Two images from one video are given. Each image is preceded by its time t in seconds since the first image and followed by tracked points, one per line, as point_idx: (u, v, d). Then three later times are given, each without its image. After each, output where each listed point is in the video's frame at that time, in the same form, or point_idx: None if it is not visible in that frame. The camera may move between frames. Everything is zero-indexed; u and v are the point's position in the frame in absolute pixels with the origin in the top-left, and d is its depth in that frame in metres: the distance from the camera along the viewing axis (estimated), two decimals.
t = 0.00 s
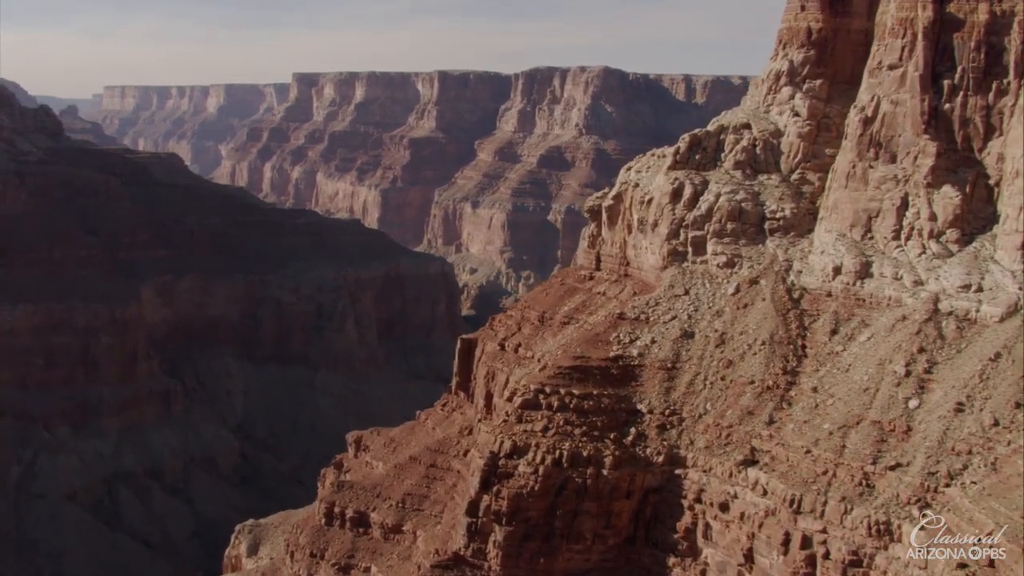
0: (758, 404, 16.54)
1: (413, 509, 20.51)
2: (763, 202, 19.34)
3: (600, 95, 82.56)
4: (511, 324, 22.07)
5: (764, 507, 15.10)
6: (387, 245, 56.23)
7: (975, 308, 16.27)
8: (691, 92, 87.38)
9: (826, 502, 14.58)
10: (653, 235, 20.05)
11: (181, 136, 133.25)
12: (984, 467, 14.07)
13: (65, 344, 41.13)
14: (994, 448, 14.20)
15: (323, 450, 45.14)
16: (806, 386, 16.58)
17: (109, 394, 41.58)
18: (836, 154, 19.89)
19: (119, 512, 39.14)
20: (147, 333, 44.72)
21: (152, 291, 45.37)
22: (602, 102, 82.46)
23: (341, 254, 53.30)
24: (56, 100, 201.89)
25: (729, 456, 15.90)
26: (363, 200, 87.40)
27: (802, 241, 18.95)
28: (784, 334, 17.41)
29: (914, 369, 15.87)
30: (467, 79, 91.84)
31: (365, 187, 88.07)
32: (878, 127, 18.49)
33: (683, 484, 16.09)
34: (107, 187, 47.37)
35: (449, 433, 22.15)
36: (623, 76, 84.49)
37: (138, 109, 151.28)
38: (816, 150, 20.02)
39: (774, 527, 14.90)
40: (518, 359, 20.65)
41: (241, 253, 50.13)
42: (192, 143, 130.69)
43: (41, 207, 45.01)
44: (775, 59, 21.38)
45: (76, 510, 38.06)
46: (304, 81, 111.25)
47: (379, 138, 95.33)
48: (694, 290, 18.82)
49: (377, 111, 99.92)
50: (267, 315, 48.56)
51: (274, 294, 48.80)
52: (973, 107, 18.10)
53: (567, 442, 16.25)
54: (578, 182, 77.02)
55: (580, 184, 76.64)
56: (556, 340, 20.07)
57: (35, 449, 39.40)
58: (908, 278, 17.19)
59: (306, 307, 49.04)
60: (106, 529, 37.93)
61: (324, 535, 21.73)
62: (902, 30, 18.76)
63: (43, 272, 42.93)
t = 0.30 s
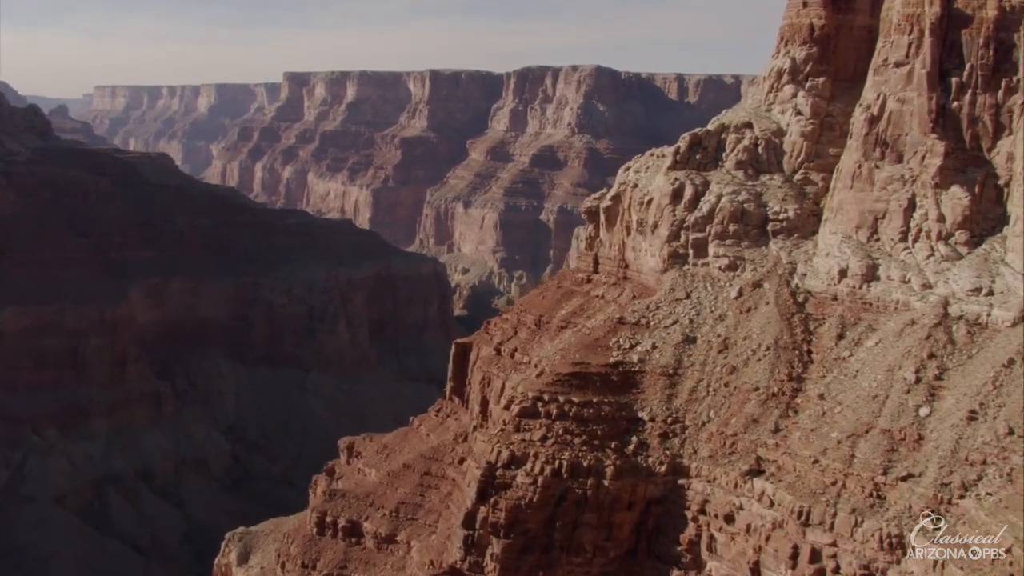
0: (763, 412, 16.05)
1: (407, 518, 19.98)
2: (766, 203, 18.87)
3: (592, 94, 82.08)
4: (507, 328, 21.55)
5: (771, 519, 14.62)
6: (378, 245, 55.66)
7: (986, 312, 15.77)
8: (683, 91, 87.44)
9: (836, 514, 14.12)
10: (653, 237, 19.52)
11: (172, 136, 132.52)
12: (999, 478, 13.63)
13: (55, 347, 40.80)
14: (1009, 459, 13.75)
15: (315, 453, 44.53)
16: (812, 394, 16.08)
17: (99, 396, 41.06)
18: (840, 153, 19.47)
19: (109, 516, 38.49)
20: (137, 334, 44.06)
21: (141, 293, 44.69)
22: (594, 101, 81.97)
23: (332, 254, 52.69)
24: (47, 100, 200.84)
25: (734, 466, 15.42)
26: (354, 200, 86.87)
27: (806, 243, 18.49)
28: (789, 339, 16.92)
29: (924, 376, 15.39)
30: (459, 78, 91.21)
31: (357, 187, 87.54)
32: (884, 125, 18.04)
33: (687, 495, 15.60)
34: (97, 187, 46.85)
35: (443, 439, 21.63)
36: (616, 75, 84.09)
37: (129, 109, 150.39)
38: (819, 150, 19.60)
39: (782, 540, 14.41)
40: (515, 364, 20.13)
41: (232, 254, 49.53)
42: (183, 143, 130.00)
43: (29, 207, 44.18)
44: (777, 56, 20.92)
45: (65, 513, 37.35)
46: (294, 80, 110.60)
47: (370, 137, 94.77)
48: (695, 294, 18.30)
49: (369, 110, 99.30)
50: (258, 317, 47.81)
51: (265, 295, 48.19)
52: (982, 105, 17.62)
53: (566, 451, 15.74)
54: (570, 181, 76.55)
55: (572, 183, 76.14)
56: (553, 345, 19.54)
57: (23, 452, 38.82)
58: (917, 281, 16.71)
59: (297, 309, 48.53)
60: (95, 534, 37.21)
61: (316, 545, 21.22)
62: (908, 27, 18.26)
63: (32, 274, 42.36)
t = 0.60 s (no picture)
0: (768, 419, 15.56)
1: (400, 528, 19.46)
2: (768, 203, 18.41)
3: (583, 93, 81.58)
4: (502, 332, 21.03)
5: (779, 532, 14.10)
6: (369, 245, 55.04)
7: (997, 317, 15.28)
8: (675, 90, 86.89)
9: (846, 527, 13.63)
10: (652, 239, 19.02)
11: (161, 136, 131.69)
12: (1015, 489, 13.15)
13: (42, 351, 40.09)
14: None
15: (306, 456, 43.88)
16: (818, 401, 15.60)
17: (88, 399, 40.44)
18: (843, 153, 18.99)
19: (98, 522, 37.88)
20: (125, 336, 43.18)
21: (130, 294, 43.95)
22: (585, 100, 81.46)
23: (323, 255, 52.04)
24: (36, 100, 199.76)
25: (739, 476, 14.94)
26: (345, 200, 86.31)
27: (809, 245, 18.04)
28: (794, 345, 16.44)
29: (934, 383, 14.90)
30: (450, 78, 90.58)
31: (347, 187, 86.96)
32: (891, 124, 17.54)
33: (690, 506, 15.10)
34: (83, 188, 45.92)
35: (437, 446, 21.12)
36: (607, 74, 83.58)
37: (118, 109, 149.36)
38: (822, 149, 19.12)
39: (790, 554, 13.91)
40: (510, 370, 19.62)
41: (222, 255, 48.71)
42: (172, 143, 129.18)
43: (16, 207, 43.55)
44: (779, 54, 20.43)
45: (54, 519, 36.69)
46: (284, 79, 109.91)
47: (360, 137, 94.11)
48: (697, 297, 17.79)
49: (359, 110, 98.62)
50: (248, 318, 46.99)
51: (255, 296, 47.41)
52: (990, 103, 17.15)
53: (566, 462, 15.21)
54: (562, 181, 76.04)
55: (564, 183, 75.57)
56: (550, 351, 19.04)
57: (10, 457, 38.06)
58: (925, 285, 16.24)
59: (287, 309, 47.81)
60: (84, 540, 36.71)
61: (307, 556, 20.75)
62: (914, 22, 17.78)
63: (19, 274, 41.40)
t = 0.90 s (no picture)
0: (775, 428, 15.02)
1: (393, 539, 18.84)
2: (772, 204, 17.90)
3: (574, 91, 81.18)
4: (497, 336, 20.44)
5: (788, 547, 13.57)
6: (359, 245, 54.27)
7: (1012, 321, 14.74)
8: (666, 88, 86.68)
9: (859, 541, 13.10)
10: (652, 242, 18.46)
11: (151, 134, 130.95)
12: None
13: (28, 353, 39.14)
14: None
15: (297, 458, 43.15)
16: (827, 409, 15.05)
17: (74, 402, 39.36)
18: (848, 151, 18.44)
19: (84, 526, 36.95)
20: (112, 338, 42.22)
21: (118, 294, 43.11)
22: (576, 98, 80.98)
23: (312, 252, 51.22)
24: (26, 99, 198.84)
25: (746, 488, 14.40)
26: (335, 199, 85.76)
27: (814, 247, 17.53)
28: (800, 351, 15.91)
29: (948, 391, 14.36)
30: (440, 76, 89.99)
31: (337, 186, 86.38)
32: (899, 122, 16.98)
33: (695, 519, 14.54)
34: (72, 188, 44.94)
35: (432, 454, 20.56)
36: (598, 73, 83.13)
37: (107, 107, 148.39)
38: (827, 147, 18.58)
39: (800, 570, 13.37)
40: (506, 376, 19.06)
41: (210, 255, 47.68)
42: (162, 141, 128.48)
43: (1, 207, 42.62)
44: (781, 50, 19.90)
45: (39, 524, 35.77)
46: (274, 78, 109.16)
47: (350, 135, 93.43)
48: (699, 301, 17.25)
49: (349, 108, 97.75)
50: (237, 320, 46.09)
51: (243, 297, 46.55)
52: (1002, 100, 16.63)
53: (566, 473, 14.64)
54: (553, 179, 75.50)
55: (554, 182, 74.95)
56: (547, 356, 18.47)
57: None
58: (935, 288, 15.70)
59: (276, 310, 46.73)
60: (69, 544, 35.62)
61: (297, 568, 20.15)
62: (923, 18, 17.22)
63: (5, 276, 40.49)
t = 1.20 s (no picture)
0: (785, 438, 14.48)
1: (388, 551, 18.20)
2: (778, 205, 17.37)
3: (567, 89, 80.46)
4: (494, 341, 19.86)
5: (802, 563, 13.01)
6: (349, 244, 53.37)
7: None
8: (658, 87, 88.23)
9: (876, 558, 12.56)
10: (654, 244, 17.88)
11: (141, 134, 130.12)
12: None
13: (13, 355, 37.49)
14: None
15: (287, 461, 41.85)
16: (839, 419, 14.51)
17: (61, 406, 37.63)
18: (856, 151, 17.90)
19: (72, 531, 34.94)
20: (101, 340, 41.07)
21: (107, 296, 42.13)
22: (568, 96, 80.34)
23: (303, 251, 50.27)
24: (15, 98, 197.86)
25: (756, 501, 13.85)
26: (326, 198, 85.08)
27: (822, 249, 17.02)
28: (809, 357, 15.38)
29: (965, 400, 13.81)
30: (431, 74, 89.26)
31: (329, 185, 85.67)
32: (910, 121, 16.42)
33: (703, 533, 13.99)
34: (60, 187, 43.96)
35: (427, 462, 19.98)
36: (591, 71, 82.26)
37: (97, 105, 147.40)
38: (833, 146, 18.05)
39: None
40: (504, 383, 18.48)
41: (201, 256, 46.52)
42: (152, 141, 127.70)
43: None
44: (785, 47, 19.35)
45: (25, 527, 33.82)
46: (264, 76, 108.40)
47: (342, 134, 92.83)
48: (704, 305, 16.70)
49: (339, 107, 96.95)
50: (229, 321, 44.98)
51: (235, 299, 45.28)
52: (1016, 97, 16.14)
53: (568, 487, 14.04)
54: (546, 178, 74.87)
55: (547, 180, 74.23)
56: (547, 362, 17.89)
57: None
58: (949, 292, 15.16)
59: (267, 312, 45.54)
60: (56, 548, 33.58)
61: None
62: (935, 13, 16.68)
63: None
